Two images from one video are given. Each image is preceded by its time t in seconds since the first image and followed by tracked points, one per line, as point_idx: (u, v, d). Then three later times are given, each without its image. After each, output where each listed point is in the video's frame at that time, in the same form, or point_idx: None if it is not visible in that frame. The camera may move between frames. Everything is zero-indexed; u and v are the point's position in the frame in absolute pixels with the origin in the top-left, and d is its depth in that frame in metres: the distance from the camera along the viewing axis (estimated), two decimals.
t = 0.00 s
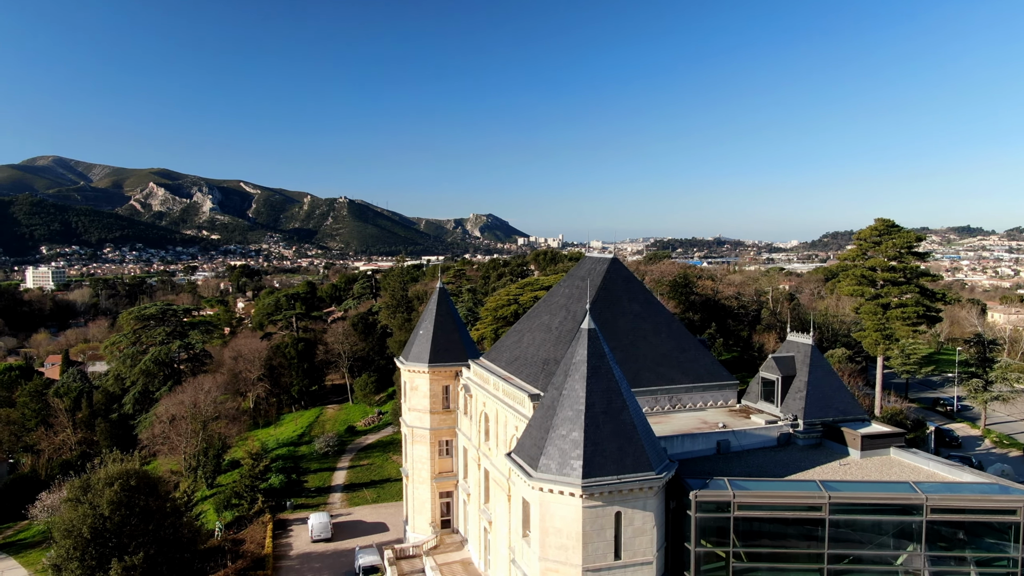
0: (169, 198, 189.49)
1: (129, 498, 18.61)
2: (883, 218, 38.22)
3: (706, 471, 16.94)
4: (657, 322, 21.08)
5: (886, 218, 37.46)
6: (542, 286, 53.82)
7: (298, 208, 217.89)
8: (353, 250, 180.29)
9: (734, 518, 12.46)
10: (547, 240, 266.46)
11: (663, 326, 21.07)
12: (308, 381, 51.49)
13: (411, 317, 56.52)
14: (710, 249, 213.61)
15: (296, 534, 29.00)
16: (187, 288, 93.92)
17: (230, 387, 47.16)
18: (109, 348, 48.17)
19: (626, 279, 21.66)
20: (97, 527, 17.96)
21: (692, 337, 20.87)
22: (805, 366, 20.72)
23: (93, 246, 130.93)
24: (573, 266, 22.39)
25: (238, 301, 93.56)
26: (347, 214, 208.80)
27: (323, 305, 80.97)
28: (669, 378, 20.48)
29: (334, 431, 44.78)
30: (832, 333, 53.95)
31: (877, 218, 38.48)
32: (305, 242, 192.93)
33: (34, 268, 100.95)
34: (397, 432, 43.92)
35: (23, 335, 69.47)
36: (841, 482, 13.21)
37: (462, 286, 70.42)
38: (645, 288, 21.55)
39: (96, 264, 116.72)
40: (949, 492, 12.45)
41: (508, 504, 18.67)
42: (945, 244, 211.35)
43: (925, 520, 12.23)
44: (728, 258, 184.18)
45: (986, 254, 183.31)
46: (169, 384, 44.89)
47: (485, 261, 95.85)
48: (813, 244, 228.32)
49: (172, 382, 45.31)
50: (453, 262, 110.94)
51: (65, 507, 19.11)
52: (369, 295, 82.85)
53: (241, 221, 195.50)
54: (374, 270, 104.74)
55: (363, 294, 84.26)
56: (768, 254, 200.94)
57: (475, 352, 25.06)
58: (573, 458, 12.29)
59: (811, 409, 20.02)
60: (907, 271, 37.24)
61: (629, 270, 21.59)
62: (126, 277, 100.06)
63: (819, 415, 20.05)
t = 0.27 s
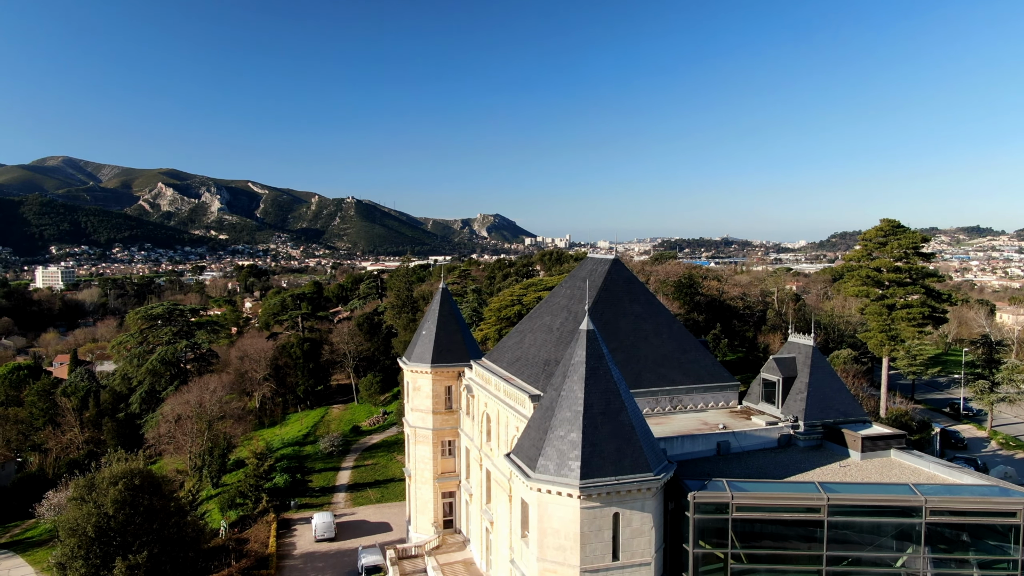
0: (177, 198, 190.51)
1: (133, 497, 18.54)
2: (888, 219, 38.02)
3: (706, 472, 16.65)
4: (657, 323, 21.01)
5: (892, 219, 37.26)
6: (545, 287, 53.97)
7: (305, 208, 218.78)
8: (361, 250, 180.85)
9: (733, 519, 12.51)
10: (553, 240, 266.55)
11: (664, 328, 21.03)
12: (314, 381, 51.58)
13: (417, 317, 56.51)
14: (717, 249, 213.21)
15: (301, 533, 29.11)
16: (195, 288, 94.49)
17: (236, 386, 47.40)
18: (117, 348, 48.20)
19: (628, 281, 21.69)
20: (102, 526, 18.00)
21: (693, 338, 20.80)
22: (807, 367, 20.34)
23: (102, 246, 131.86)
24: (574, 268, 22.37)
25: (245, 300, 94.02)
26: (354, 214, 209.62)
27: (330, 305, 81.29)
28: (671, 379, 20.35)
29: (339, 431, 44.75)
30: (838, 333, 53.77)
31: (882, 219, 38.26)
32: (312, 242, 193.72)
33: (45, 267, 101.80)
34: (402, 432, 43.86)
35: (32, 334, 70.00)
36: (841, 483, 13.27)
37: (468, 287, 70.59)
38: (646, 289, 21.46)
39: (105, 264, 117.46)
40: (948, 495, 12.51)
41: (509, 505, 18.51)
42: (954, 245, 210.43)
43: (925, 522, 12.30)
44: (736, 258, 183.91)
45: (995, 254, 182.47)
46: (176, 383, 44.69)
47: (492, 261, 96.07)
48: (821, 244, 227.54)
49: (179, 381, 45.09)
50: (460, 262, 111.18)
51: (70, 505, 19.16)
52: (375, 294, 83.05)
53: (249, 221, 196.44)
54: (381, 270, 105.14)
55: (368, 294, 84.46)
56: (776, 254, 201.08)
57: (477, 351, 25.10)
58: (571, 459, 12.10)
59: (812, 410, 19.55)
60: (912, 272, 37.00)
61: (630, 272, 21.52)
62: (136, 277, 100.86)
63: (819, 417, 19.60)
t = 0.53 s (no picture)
0: (186, 198, 191.62)
1: (137, 496, 18.61)
2: (894, 218, 37.30)
3: (705, 472, 16.52)
4: (659, 324, 20.44)
5: (898, 219, 36.41)
6: (549, 287, 54.05)
7: (313, 208, 219.60)
8: (368, 250, 181.27)
9: (731, 520, 12.38)
10: (559, 240, 266.52)
11: (665, 328, 20.47)
12: (319, 380, 51.61)
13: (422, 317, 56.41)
14: (724, 249, 212.76)
15: (304, 532, 29.13)
16: (203, 288, 95.11)
17: (241, 386, 47.57)
18: (124, 348, 48.09)
19: (629, 281, 21.11)
20: (106, 525, 18.06)
21: (695, 338, 20.28)
22: (808, 368, 20.04)
23: (111, 246, 132.82)
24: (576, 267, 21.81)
25: (253, 300, 94.57)
26: (362, 214, 210.45)
27: (337, 304, 81.58)
28: (671, 379, 19.87)
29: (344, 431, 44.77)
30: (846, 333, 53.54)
31: (888, 219, 37.52)
32: (320, 241, 194.56)
33: (55, 267, 102.71)
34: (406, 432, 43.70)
35: (42, 333, 70.57)
36: (839, 485, 13.11)
37: (473, 287, 70.70)
38: (647, 289, 20.92)
39: (113, 264, 118.26)
40: (947, 496, 12.36)
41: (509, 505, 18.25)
42: (964, 245, 209.31)
43: (924, 524, 12.12)
44: (744, 258, 183.51)
45: (1005, 254, 181.44)
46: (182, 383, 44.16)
47: (499, 261, 96.25)
48: (830, 244, 226.65)
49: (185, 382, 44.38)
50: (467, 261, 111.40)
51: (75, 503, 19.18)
52: (381, 294, 83.18)
53: (256, 221, 197.33)
54: (389, 270, 105.50)
55: (374, 294, 84.68)
56: (784, 254, 200.79)
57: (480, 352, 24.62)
58: (569, 459, 11.85)
59: (813, 411, 19.28)
60: (918, 272, 36.36)
61: (632, 272, 21.01)
62: (145, 276, 101.62)
63: (820, 418, 19.32)
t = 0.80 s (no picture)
0: (195, 198, 192.89)
1: (142, 495, 18.43)
2: (899, 218, 36.06)
3: (705, 474, 16.36)
4: (660, 325, 20.24)
5: (903, 219, 35.10)
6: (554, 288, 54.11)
7: (321, 208, 220.57)
8: (376, 250, 181.77)
9: (730, 522, 12.16)
10: (566, 240, 266.45)
11: (666, 329, 20.27)
12: (326, 380, 51.55)
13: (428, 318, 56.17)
14: (732, 249, 212.18)
15: (308, 532, 29.05)
16: (212, 288, 95.76)
17: (248, 386, 47.71)
18: (132, 348, 48.44)
19: (631, 281, 20.94)
20: (110, 524, 17.90)
21: (696, 339, 20.09)
22: (809, 370, 19.94)
23: (121, 246, 133.93)
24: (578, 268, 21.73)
25: (261, 299, 95.03)
26: (370, 214, 211.35)
27: (345, 304, 81.78)
28: (671, 380, 19.69)
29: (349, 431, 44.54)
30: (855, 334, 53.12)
31: (894, 218, 36.31)
32: (329, 242, 195.32)
33: (66, 267, 103.53)
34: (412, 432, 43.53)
35: (52, 333, 71.08)
36: (838, 486, 12.85)
37: (479, 287, 70.69)
38: (648, 290, 20.70)
39: (123, 264, 119.20)
40: (947, 498, 12.11)
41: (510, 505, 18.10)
42: (975, 245, 208.15)
43: (923, 526, 11.87)
44: (762, 257, 184.09)
45: (1017, 254, 180.26)
46: (190, 382, 44.69)
47: (506, 261, 96.26)
48: (840, 244, 225.73)
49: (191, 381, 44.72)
50: (475, 261, 111.49)
51: (80, 503, 19.18)
52: (387, 294, 83.22)
53: (265, 221, 198.31)
54: (397, 270, 105.71)
55: (381, 295, 84.80)
56: (793, 254, 200.32)
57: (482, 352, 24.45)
58: (568, 460, 11.83)
59: (814, 412, 19.22)
60: (925, 274, 35.17)
61: (633, 273, 20.81)
62: (154, 276, 102.29)
63: (821, 419, 19.23)
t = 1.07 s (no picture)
0: (205, 199, 194.28)
1: (149, 494, 18.40)
2: (907, 218, 34.99)
3: (705, 476, 16.27)
4: (663, 326, 20.08)
5: (910, 220, 34.07)
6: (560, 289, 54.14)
7: (331, 208, 221.65)
8: (386, 250, 182.43)
9: (730, 523, 12.12)
10: (574, 240, 266.27)
11: (669, 330, 20.12)
12: (333, 380, 51.48)
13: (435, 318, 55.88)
14: (740, 249, 211.49)
15: (314, 531, 29.00)
16: (222, 288, 96.42)
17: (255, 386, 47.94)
18: (141, 348, 48.71)
19: (634, 282, 20.70)
20: (117, 522, 17.80)
21: (699, 340, 19.94)
22: (812, 371, 19.62)
23: (132, 246, 135.10)
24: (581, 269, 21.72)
25: (270, 299, 95.51)
26: (379, 214, 212.27)
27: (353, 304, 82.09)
28: (674, 381, 19.55)
29: (356, 431, 44.39)
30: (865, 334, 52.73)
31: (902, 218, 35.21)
32: (338, 242, 196.11)
33: (78, 266, 104.53)
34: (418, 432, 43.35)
35: (63, 332, 71.69)
36: (840, 488, 12.78)
37: (487, 287, 70.68)
38: (652, 291, 20.50)
39: (134, 264, 120.21)
40: (949, 500, 12.01)
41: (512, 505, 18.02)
42: (987, 245, 206.73)
43: (925, 528, 11.80)
44: (771, 258, 183.44)
45: None
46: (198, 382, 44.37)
47: (514, 261, 96.26)
48: (850, 244, 224.61)
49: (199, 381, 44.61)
50: (483, 262, 111.64)
51: (87, 502, 18.70)
52: (394, 294, 83.37)
53: (275, 221, 199.47)
54: (406, 270, 106.02)
55: (389, 295, 84.94)
56: (802, 254, 199.58)
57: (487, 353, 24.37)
58: (567, 461, 11.75)
59: (817, 414, 18.93)
60: (931, 275, 34.34)
61: (637, 274, 20.57)
62: (165, 276, 103.10)
63: (824, 420, 18.97)
